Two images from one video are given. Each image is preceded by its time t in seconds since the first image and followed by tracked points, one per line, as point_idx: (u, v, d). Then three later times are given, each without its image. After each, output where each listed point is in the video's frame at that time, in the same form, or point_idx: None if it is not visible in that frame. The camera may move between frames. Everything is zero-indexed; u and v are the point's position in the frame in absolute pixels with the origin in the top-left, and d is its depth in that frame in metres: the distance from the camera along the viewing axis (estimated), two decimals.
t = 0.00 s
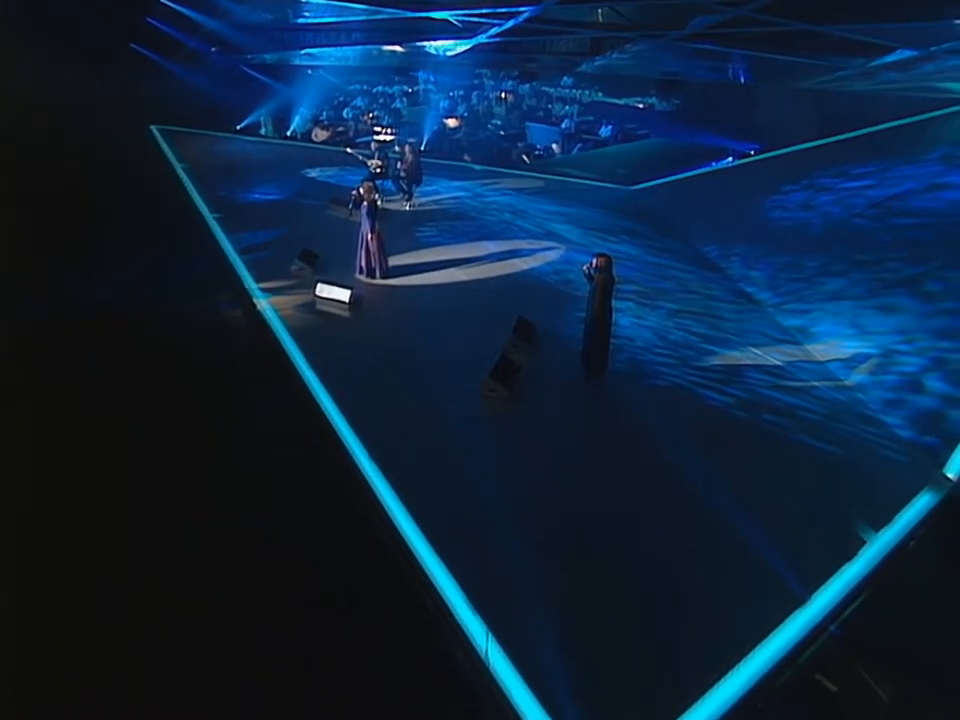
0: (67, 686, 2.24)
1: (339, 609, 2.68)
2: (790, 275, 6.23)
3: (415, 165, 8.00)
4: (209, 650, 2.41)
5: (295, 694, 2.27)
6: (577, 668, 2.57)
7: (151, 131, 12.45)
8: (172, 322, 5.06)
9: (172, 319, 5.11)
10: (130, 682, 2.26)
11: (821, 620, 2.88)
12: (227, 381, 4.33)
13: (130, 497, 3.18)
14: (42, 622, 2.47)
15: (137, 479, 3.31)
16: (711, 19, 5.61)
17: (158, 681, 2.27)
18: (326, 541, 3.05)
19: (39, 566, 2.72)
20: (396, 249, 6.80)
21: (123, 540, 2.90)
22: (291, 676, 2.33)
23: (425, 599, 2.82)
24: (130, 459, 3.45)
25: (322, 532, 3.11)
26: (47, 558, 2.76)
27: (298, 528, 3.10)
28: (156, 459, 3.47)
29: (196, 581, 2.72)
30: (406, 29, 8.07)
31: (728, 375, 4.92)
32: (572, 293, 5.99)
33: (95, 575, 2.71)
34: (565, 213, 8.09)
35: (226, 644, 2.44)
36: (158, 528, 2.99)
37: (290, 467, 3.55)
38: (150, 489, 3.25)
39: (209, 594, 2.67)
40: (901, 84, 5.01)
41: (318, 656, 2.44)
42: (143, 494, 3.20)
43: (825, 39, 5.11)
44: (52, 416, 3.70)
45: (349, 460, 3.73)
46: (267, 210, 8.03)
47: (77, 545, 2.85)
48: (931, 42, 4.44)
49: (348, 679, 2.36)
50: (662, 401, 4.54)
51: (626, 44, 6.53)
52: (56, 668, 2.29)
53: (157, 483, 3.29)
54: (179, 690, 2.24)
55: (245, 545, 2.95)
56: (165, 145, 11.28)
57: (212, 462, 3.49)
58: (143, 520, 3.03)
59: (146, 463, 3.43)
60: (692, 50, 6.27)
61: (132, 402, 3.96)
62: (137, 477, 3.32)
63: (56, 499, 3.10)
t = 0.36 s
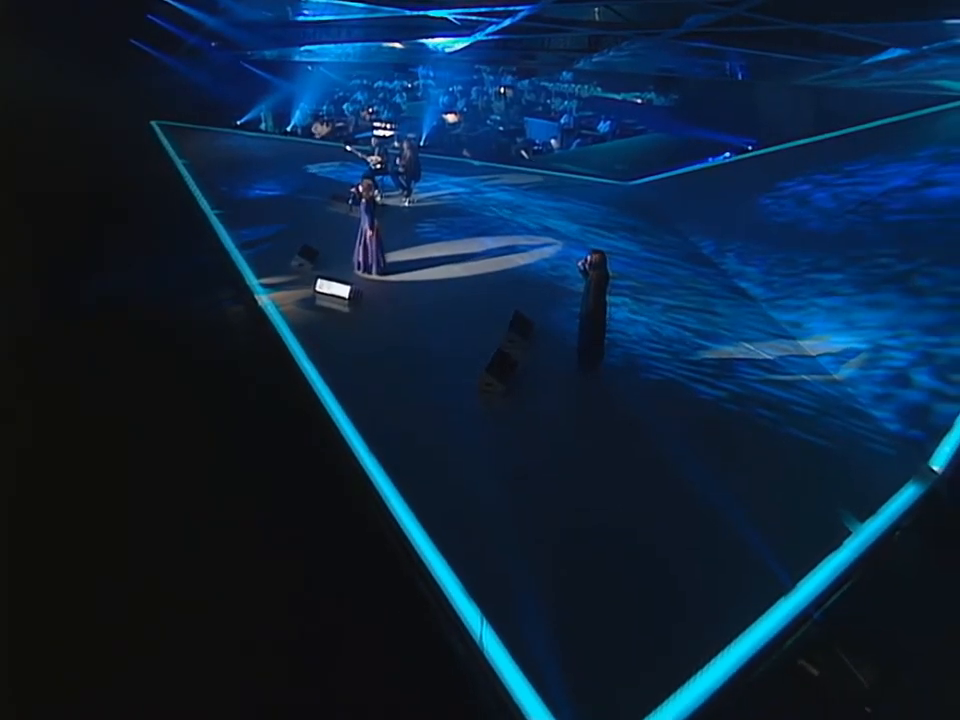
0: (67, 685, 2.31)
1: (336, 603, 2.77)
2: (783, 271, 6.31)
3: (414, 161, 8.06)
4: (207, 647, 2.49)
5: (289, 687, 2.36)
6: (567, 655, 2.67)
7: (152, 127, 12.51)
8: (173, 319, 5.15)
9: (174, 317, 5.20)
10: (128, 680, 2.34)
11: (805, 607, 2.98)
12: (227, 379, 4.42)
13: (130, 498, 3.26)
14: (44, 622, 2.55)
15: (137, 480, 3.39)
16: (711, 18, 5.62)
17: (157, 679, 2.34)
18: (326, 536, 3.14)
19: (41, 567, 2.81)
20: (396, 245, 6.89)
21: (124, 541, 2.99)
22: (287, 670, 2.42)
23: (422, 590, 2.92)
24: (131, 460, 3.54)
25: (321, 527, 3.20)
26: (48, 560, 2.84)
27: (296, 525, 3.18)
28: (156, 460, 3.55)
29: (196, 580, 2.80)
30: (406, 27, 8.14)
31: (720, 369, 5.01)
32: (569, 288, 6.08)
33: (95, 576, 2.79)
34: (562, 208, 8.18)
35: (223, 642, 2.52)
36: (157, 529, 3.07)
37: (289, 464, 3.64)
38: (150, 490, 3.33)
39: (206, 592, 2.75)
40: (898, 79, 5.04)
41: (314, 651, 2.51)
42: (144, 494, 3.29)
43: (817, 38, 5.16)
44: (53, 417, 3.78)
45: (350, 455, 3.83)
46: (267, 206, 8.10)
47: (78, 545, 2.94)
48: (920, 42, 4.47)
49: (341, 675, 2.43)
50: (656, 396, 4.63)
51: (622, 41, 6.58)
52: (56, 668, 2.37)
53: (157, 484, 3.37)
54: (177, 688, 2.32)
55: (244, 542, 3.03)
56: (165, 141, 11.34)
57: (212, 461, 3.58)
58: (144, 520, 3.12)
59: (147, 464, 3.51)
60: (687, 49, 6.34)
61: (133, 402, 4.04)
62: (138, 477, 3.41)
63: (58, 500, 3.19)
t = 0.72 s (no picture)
0: (67, 684, 2.39)
1: (330, 597, 2.86)
2: (772, 270, 6.41)
3: (408, 160, 8.12)
4: (204, 646, 2.56)
5: (285, 682, 2.43)
6: (555, 650, 2.77)
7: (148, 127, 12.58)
8: (172, 318, 5.23)
9: (172, 317, 5.27)
10: (126, 679, 2.41)
11: (787, 598, 3.07)
12: (224, 379, 4.50)
13: (130, 499, 3.34)
14: (45, 622, 2.62)
15: (136, 482, 3.47)
16: (700, 21, 5.68)
17: (155, 678, 2.42)
18: (323, 535, 3.22)
19: (42, 568, 2.88)
20: (391, 244, 6.97)
21: (123, 543, 3.06)
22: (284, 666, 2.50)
23: (417, 584, 3.01)
24: (131, 461, 3.61)
25: (318, 525, 3.28)
26: (48, 560, 2.91)
27: (294, 524, 3.26)
28: (156, 460, 3.63)
29: (194, 580, 2.88)
30: (400, 28, 8.17)
31: (709, 366, 5.12)
32: (562, 287, 6.17)
33: (95, 577, 2.86)
34: (556, 207, 8.27)
35: (221, 640, 2.59)
36: (157, 530, 3.15)
37: (287, 463, 3.72)
38: (149, 491, 3.41)
39: (204, 591, 2.83)
40: (884, 81, 5.10)
41: (310, 647, 2.59)
42: (143, 495, 3.37)
43: (803, 40, 5.24)
44: (53, 419, 3.85)
45: (347, 453, 3.92)
46: (263, 206, 8.17)
47: (79, 546, 3.01)
48: (908, 44, 4.53)
49: (334, 672, 2.49)
50: (646, 393, 4.73)
51: (614, 42, 6.64)
52: (56, 668, 2.44)
53: (157, 485, 3.45)
54: (175, 686, 2.39)
55: (243, 542, 3.11)
56: (162, 141, 11.40)
57: (209, 462, 3.66)
58: (143, 521, 3.19)
59: (147, 465, 3.59)
60: (678, 50, 6.41)
61: (132, 402, 4.12)
62: (138, 478, 3.48)
63: (57, 502, 3.25)
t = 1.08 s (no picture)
0: (67, 684, 2.44)
1: (326, 595, 2.93)
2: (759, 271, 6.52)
3: (401, 163, 8.21)
4: (202, 646, 2.63)
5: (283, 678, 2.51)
6: (543, 648, 2.85)
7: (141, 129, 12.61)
8: (168, 320, 5.29)
9: (169, 317, 5.35)
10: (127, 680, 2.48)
11: (769, 590, 3.17)
12: (220, 380, 4.57)
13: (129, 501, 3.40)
14: (46, 621, 2.68)
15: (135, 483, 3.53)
16: (685, 25, 5.64)
17: (155, 678, 2.48)
18: (320, 534, 3.30)
19: (43, 568, 2.94)
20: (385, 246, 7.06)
21: (122, 545, 3.12)
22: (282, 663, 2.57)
23: (411, 583, 3.09)
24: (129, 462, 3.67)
25: (315, 525, 3.36)
26: (48, 560, 2.97)
27: (292, 524, 3.34)
28: (154, 462, 3.70)
29: (192, 580, 2.95)
30: (394, 31, 8.19)
31: (696, 365, 5.22)
32: (553, 287, 6.26)
33: (94, 578, 2.92)
34: (547, 208, 8.39)
35: (218, 640, 2.66)
36: (156, 532, 3.21)
37: (285, 463, 3.80)
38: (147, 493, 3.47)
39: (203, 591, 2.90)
40: (873, 81, 5.61)
41: (307, 644, 2.67)
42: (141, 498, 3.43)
43: (789, 44, 5.36)
44: (52, 420, 3.91)
45: (343, 454, 4.01)
46: (257, 208, 8.23)
47: (78, 548, 3.07)
48: (899, 48, 4.75)
49: (327, 672, 2.55)
50: (635, 392, 4.83)
51: (605, 46, 6.74)
52: (56, 668, 2.49)
53: (155, 487, 3.51)
54: (174, 685, 2.45)
55: (240, 542, 3.19)
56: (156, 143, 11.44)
57: (207, 464, 3.72)
58: (141, 524, 3.26)
59: (146, 467, 3.66)
60: (667, 54, 6.52)
61: (131, 402, 4.19)
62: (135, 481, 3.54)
63: (56, 503, 3.31)
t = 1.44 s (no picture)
0: (69, 682, 2.53)
1: (321, 592, 3.03)
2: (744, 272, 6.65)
3: (393, 166, 8.29)
4: (200, 643, 2.72)
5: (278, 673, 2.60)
6: (531, 641, 2.95)
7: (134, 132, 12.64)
8: (164, 322, 5.36)
9: (164, 319, 5.42)
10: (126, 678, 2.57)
11: (751, 583, 3.27)
12: (215, 380, 4.65)
13: (127, 501, 3.48)
14: (46, 621, 2.76)
15: (132, 484, 3.61)
16: (671, 31, 5.70)
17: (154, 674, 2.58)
18: (315, 532, 3.39)
19: (43, 567, 3.02)
20: (378, 248, 7.15)
21: (120, 545, 3.20)
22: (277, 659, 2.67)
23: (405, 579, 3.19)
24: (127, 463, 3.75)
25: (310, 523, 3.45)
26: (49, 558, 3.06)
27: (287, 522, 3.43)
28: (151, 463, 3.77)
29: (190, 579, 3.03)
30: (384, 38, 8.22)
31: (683, 364, 5.34)
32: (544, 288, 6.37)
33: (93, 578, 3.01)
34: (538, 210, 8.51)
35: (216, 636, 2.76)
36: (153, 531, 3.30)
37: (281, 462, 3.89)
38: (144, 493, 3.55)
39: (201, 589, 2.99)
40: (856, 88, 5.53)
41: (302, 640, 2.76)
42: (140, 498, 3.51)
43: (771, 50, 5.45)
44: (51, 421, 3.98)
45: (338, 454, 4.10)
46: (249, 211, 8.29)
47: (77, 548, 3.15)
48: (870, 54, 4.87)
49: (320, 670, 2.64)
50: (622, 392, 4.93)
51: (593, 51, 6.81)
52: (58, 667, 2.58)
53: (152, 488, 3.59)
54: (173, 682, 2.55)
55: (236, 541, 3.28)
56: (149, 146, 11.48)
57: (204, 463, 3.81)
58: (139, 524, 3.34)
59: (143, 467, 3.74)
60: (654, 59, 6.61)
61: (129, 403, 4.27)
62: (132, 482, 3.62)
63: (55, 503, 3.38)
